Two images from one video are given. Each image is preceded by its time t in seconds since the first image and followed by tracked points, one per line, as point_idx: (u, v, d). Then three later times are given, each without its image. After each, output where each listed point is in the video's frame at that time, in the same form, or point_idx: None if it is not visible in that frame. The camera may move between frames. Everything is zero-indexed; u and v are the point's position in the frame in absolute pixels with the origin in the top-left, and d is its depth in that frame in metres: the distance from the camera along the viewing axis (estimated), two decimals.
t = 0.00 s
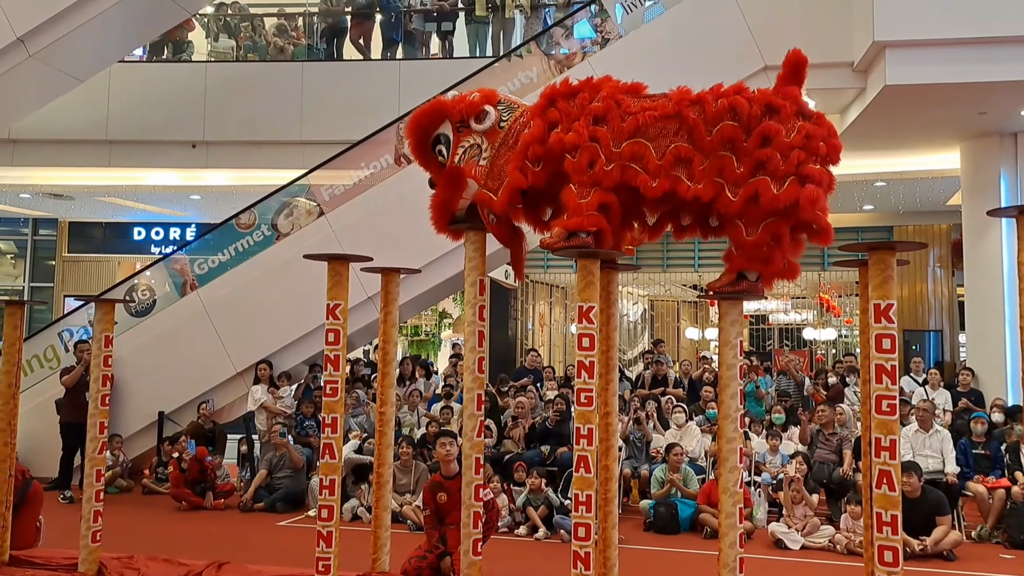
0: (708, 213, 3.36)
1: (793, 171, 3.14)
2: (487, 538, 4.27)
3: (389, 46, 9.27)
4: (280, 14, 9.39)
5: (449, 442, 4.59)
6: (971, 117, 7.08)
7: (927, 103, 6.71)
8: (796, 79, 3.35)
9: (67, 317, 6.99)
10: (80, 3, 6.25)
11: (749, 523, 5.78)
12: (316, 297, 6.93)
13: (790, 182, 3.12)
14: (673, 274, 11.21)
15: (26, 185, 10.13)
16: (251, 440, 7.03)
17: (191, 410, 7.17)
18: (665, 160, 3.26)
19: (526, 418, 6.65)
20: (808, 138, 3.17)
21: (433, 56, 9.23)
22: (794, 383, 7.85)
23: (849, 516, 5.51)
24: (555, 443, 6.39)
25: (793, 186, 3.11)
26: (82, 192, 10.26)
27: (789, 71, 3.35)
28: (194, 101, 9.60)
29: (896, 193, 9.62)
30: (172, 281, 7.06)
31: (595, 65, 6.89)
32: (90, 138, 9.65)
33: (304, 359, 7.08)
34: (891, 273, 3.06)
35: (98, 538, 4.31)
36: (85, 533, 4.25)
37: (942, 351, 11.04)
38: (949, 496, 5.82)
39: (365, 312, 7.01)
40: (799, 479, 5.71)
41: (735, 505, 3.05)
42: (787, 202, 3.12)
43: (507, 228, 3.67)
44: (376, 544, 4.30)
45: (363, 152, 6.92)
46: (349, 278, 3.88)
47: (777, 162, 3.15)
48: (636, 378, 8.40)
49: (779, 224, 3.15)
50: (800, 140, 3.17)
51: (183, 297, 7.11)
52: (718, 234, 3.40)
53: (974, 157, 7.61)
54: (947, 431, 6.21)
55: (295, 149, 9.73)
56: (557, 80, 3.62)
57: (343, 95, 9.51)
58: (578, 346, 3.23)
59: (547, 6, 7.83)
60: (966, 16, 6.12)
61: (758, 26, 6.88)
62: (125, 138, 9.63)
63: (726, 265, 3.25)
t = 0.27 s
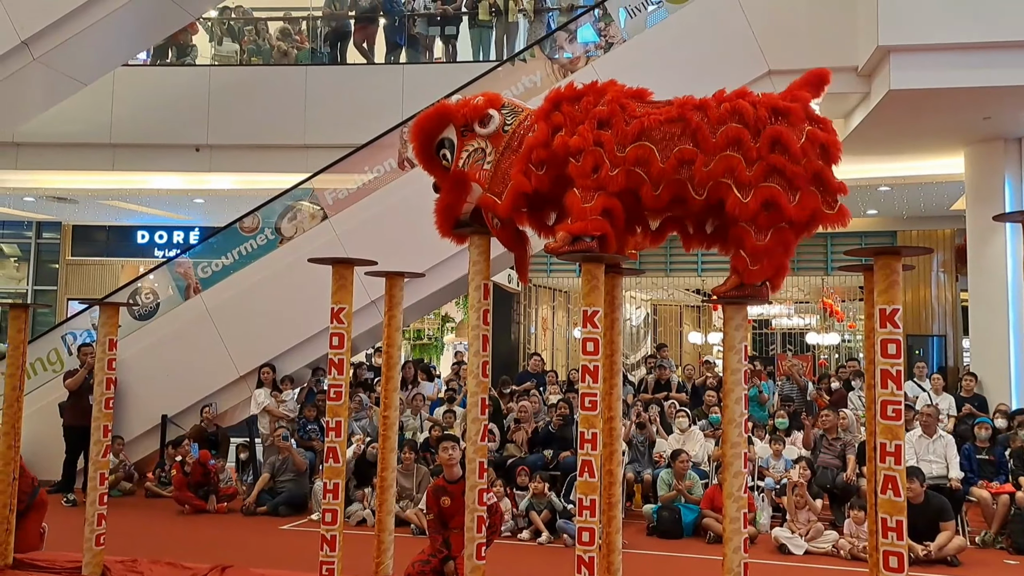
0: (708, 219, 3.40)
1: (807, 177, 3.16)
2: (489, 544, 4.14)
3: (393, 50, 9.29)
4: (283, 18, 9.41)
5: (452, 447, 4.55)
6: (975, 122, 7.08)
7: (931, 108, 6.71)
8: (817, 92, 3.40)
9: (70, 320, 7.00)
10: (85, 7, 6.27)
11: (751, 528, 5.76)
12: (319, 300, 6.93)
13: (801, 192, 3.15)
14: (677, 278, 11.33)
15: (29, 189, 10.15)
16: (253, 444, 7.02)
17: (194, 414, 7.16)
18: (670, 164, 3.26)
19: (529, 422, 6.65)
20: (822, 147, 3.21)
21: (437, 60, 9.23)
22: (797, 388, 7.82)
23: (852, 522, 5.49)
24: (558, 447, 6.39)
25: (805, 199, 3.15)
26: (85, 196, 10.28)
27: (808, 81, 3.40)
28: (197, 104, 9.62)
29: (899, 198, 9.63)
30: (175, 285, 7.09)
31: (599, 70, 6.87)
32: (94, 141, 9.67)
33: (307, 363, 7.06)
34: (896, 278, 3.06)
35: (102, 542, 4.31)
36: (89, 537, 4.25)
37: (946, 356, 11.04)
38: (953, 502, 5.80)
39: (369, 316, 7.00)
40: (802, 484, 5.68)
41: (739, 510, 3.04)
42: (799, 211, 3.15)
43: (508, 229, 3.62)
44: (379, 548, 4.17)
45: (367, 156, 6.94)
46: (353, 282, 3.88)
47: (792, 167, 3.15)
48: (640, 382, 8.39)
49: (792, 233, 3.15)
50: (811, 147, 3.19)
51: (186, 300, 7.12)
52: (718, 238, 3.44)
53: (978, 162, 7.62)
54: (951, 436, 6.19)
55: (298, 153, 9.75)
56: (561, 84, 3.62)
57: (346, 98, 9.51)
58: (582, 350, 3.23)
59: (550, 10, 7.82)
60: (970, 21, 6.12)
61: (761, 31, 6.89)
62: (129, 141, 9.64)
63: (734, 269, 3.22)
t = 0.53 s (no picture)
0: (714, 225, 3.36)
1: (790, 185, 3.12)
2: (492, 547, 4.15)
3: (395, 52, 9.35)
4: (285, 20, 9.42)
5: (455, 449, 4.54)
6: (978, 125, 7.07)
7: (934, 110, 6.71)
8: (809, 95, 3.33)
9: (72, 322, 7.00)
10: (86, 8, 6.26)
11: (754, 532, 5.75)
12: (320, 302, 6.93)
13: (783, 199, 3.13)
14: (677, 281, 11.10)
15: (30, 190, 10.14)
16: (254, 446, 7.00)
17: (195, 415, 7.15)
18: (674, 167, 3.26)
19: (530, 424, 6.64)
20: (804, 153, 3.15)
21: (438, 61, 9.23)
22: (799, 391, 7.80)
23: (854, 525, 5.48)
24: (560, 450, 6.38)
25: (789, 207, 3.13)
26: (86, 197, 10.28)
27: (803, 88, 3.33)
28: (199, 106, 9.62)
29: (901, 200, 9.62)
30: (177, 287, 7.09)
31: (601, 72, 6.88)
32: (95, 143, 9.67)
33: (308, 365, 7.05)
34: (901, 280, 3.03)
35: (104, 543, 4.30)
36: (91, 538, 4.25)
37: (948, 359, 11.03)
38: (956, 506, 5.79)
39: (370, 318, 7.00)
40: (805, 487, 5.65)
41: (742, 513, 3.03)
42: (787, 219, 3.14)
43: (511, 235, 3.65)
44: (381, 551, 4.08)
45: (368, 158, 6.93)
46: (355, 283, 3.88)
47: (773, 175, 3.13)
48: (641, 385, 8.38)
49: (773, 239, 3.14)
50: (795, 153, 3.16)
51: (188, 302, 7.12)
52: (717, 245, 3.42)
53: (980, 165, 7.61)
54: (953, 439, 6.17)
55: (300, 155, 9.74)
56: (565, 87, 3.62)
57: (347, 100, 9.51)
58: (585, 353, 3.24)
59: (552, 12, 7.81)
60: (973, 23, 6.12)
61: (763, 33, 6.90)
62: (131, 143, 9.64)
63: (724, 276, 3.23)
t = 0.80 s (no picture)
0: (713, 231, 3.38)
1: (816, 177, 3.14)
2: (490, 549, 4.16)
3: (393, 54, 9.36)
4: (284, 22, 9.42)
5: (454, 451, 4.54)
6: (977, 127, 7.08)
7: (933, 113, 6.72)
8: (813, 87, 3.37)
9: (71, 323, 7.01)
10: (86, 10, 6.30)
11: (753, 534, 5.74)
12: (320, 303, 6.93)
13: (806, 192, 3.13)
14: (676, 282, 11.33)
15: (30, 191, 10.13)
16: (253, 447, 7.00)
17: (194, 416, 7.14)
18: (671, 169, 3.26)
19: (528, 426, 6.65)
20: (826, 150, 3.21)
21: (437, 63, 9.23)
22: (797, 393, 7.81)
23: (853, 528, 5.47)
24: (558, 451, 6.38)
25: (816, 194, 3.11)
26: (86, 198, 10.27)
27: (805, 79, 3.37)
28: (198, 107, 9.63)
29: (900, 202, 9.63)
30: (176, 288, 7.08)
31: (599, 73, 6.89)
32: (96, 144, 9.68)
33: (306, 366, 7.04)
34: (901, 282, 3.03)
35: (103, 544, 4.30)
36: (90, 540, 4.24)
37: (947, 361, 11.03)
38: (955, 509, 5.78)
39: (369, 319, 7.00)
40: (804, 490, 5.64)
41: (741, 516, 3.03)
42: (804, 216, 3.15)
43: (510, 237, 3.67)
44: (379, 551, 4.09)
45: (366, 160, 6.92)
46: (354, 285, 3.88)
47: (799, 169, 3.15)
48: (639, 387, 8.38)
49: (798, 236, 3.14)
50: (816, 150, 3.17)
51: (187, 303, 7.13)
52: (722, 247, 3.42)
53: (980, 168, 7.62)
54: (952, 442, 6.15)
55: (299, 157, 9.74)
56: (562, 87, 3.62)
57: (346, 102, 9.51)
58: (583, 354, 3.24)
59: (550, 14, 7.81)
60: (972, 26, 6.13)
61: (762, 36, 6.91)
62: (131, 144, 9.65)
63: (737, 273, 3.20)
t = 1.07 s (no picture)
0: (713, 227, 3.32)
1: (808, 180, 3.15)
2: (488, 550, 4.17)
3: (394, 55, 9.36)
4: (285, 22, 9.44)
5: (453, 451, 4.54)
6: (979, 129, 7.06)
7: (935, 114, 6.70)
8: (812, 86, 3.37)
9: (72, 322, 7.01)
10: (88, 10, 6.32)
11: (753, 536, 5.73)
12: (321, 303, 6.93)
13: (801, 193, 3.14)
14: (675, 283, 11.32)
15: (31, 190, 10.13)
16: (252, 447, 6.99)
17: (194, 415, 7.13)
18: (672, 168, 3.25)
19: (527, 426, 6.64)
20: (820, 147, 3.17)
21: (437, 64, 9.23)
22: (798, 395, 7.81)
23: (854, 530, 5.46)
24: (557, 452, 6.38)
25: (809, 202, 3.14)
26: (87, 198, 10.27)
27: (804, 79, 3.36)
28: (199, 107, 9.63)
29: (902, 204, 9.61)
30: (177, 287, 7.09)
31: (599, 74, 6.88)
32: (98, 144, 9.68)
33: (306, 366, 7.04)
34: (903, 284, 3.03)
35: (103, 543, 4.30)
36: (90, 539, 4.24)
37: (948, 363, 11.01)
38: (956, 511, 5.77)
39: (369, 319, 7.00)
40: (804, 492, 5.63)
41: (742, 518, 3.02)
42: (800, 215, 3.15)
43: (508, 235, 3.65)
44: (379, 551, 4.07)
45: (365, 160, 6.93)
46: (354, 285, 3.87)
47: (790, 169, 3.14)
48: (638, 388, 8.37)
49: (796, 238, 3.14)
50: (808, 147, 3.17)
51: (187, 302, 7.13)
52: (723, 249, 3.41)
53: (981, 169, 7.60)
54: (954, 445, 6.11)
55: (300, 157, 9.75)
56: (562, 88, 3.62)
57: (346, 102, 9.51)
58: (583, 355, 3.23)
59: (551, 15, 7.82)
60: (974, 27, 6.12)
61: (764, 36, 6.90)
62: (132, 143, 9.65)
63: (738, 277, 3.21)
